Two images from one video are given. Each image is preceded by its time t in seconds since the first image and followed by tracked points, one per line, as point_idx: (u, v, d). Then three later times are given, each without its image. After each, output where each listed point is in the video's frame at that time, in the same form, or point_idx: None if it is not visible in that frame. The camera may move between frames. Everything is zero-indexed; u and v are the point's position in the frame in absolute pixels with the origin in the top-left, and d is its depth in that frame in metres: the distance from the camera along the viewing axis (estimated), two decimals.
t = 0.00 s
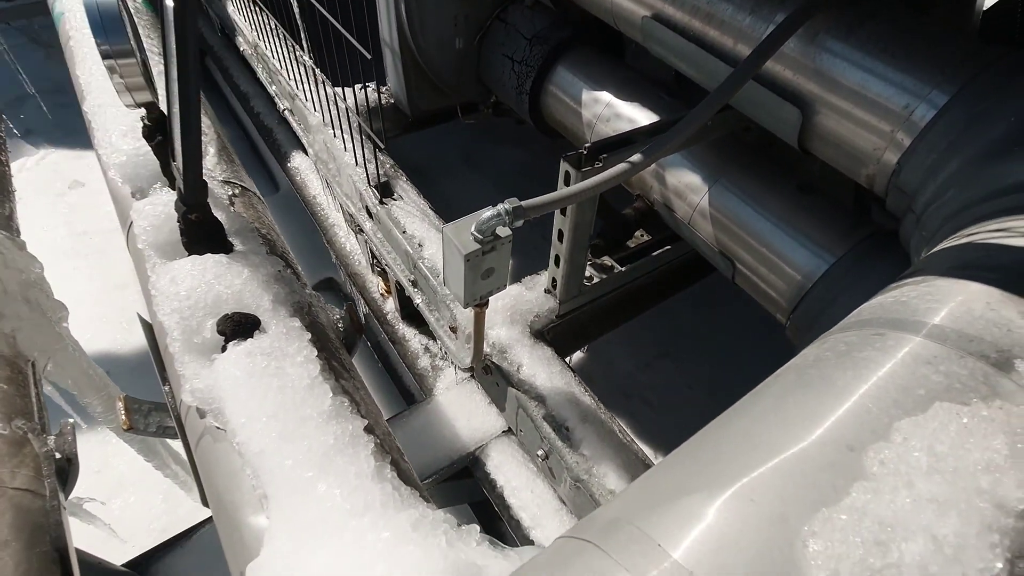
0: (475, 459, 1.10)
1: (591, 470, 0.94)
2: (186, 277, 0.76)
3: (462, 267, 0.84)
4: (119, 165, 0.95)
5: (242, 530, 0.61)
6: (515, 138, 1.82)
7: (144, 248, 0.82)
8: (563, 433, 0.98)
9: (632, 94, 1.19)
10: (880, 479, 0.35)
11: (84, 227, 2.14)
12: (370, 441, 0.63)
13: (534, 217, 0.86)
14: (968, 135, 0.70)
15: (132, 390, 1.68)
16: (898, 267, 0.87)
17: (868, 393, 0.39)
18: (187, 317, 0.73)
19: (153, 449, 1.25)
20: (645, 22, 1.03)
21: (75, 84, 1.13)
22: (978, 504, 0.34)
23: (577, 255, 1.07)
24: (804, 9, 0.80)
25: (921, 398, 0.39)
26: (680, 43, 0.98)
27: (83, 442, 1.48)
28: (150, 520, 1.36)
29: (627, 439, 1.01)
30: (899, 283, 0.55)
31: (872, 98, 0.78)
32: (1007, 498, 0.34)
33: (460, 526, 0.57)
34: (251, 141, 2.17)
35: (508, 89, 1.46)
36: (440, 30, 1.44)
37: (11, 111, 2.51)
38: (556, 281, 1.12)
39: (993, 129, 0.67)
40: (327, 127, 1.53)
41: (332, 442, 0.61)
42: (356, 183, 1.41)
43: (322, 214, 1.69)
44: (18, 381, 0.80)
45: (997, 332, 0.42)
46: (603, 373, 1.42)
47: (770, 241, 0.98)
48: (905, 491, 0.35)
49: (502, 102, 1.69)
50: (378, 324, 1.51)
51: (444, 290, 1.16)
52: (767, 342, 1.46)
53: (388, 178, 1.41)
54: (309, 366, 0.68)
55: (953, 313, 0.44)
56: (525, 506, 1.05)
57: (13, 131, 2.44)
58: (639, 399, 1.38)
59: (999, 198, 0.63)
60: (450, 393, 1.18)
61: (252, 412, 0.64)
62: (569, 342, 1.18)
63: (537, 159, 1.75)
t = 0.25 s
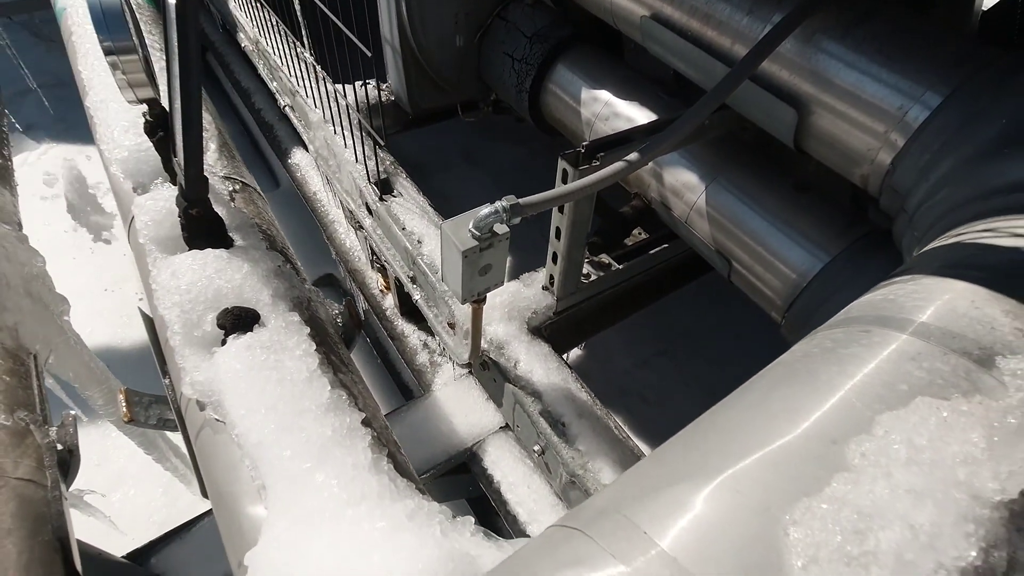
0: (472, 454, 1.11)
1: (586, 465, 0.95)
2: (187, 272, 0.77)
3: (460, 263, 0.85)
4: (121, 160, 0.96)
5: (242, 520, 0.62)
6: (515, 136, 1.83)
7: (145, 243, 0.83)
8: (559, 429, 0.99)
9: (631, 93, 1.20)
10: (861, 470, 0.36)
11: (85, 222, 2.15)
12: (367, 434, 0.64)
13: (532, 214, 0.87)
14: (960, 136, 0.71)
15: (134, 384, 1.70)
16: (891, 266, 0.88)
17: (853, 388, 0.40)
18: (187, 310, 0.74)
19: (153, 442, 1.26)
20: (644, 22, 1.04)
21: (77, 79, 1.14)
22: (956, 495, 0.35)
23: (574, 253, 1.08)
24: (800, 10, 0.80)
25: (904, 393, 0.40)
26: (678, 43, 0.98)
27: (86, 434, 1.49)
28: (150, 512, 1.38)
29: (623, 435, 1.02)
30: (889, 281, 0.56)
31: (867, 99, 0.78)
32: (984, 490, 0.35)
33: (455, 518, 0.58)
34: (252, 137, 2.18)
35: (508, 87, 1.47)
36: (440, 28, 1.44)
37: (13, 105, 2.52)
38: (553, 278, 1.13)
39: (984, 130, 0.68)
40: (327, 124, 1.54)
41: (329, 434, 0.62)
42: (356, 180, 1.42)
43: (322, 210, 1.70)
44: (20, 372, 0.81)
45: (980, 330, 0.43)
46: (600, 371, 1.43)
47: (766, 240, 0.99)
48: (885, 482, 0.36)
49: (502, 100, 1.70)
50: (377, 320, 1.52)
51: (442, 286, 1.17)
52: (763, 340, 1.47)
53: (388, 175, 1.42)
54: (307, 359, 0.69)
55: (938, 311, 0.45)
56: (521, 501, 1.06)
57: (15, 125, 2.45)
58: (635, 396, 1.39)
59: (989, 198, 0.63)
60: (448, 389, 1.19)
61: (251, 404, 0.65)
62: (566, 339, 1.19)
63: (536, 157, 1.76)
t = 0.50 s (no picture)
0: (474, 442, 1.12)
1: (589, 454, 0.95)
2: (193, 256, 0.77)
3: (465, 251, 0.85)
4: (126, 145, 0.96)
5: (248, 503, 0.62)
6: (520, 125, 1.82)
7: (151, 227, 0.83)
8: (561, 418, 1.00)
9: (637, 83, 1.19)
10: (868, 458, 0.36)
11: (89, 208, 2.15)
12: (373, 419, 0.64)
13: (538, 202, 0.87)
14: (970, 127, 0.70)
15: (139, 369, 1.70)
16: (897, 258, 0.87)
17: (860, 376, 0.40)
18: (194, 295, 0.74)
19: (158, 426, 1.27)
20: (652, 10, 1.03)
21: (82, 63, 1.14)
22: (962, 482, 0.35)
23: (579, 242, 1.07)
24: None
25: (911, 382, 0.40)
26: (686, 32, 0.98)
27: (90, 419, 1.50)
28: (155, 496, 1.39)
29: (626, 425, 1.02)
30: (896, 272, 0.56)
31: (875, 90, 0.78)
32: (990, 478, 0.36)
33: (460, 503, 0.58)
34: (255, 123, 2.17)
35: (513, 76, 1.46)
36: (446, 15, 1.43)
37: (16, 90, 2.51)
38: (558, 268, 1.13)
39: (994, 121, 0.67)
40: (332, 111, 1.53)
41: (335, 418, 0.63)
42: (360, 167, 1.41)
43: (326, 198, 1.69)
44: (27, 355, 0.81)
45: (987, 320, 0.43)
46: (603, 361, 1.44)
47: (771, 231, 0.99)
48: (892, 469, 0.36)
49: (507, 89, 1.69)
50: (380, 308, 1.52)
51: (446, 275, 1.17)
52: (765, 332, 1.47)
53: (393, 163, 1.41)
54: (313, 345, 0.70)
55: (946, 302, 0.45)
56: (523, 490, 1.06)
57: (19, 110, 2.44)
58: (637, 387, 1.39)
59: (999, 190, 0.63)
60: (451, 376, 1.19)
61: (258, 389, 0.65)
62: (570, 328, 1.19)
63: (540, 147, 1.75)
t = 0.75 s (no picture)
0: (482, 429, 1.11)
1: (598, 442, 0.95)
2: (201, 238, 0.76)
3: (477, 236, 0.83)
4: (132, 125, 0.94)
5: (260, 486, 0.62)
6: (529, 110, 1.79)
7: (159, 209, 0.82)
8: (571, 405, 0.99)
9: (651, 66, 1.17)
10: (901, 449, 0.35)
11: (96, 191, 2.15)
12: (383, 405, 0.64)
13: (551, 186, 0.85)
14: (999, 111, 0.68)
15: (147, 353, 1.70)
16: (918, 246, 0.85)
17: (891, 365, 0.39)
18: (202, 277, 0.73)
19: (166, 410, 1.27)
20: None
21: (88, 42, 1.12)
22: (1000, 475, 0.34)
23: (590, 228, 1.06)
24: None
25: (944, 371, 0.38)
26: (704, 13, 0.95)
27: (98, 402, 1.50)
28: (165, 479, 1.39)
29: (635, 414, 1.01)
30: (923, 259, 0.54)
31: (901, 72, 0.75)
32: None
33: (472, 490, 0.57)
34: (262, 107, 2.15)
35: (524, 59, 1.44)
36: None
37: (22, 72, 2.50)
38: (568, 254, 1.11)
39: None
40: (340, 94, 1.51)
41: (346, 403, 0.62)
42: (368, 152, 1.39)
43: (333, 182, 1.68)
44: (36, 336, 0.80)
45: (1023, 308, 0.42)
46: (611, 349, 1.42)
47: (787, 218, 0.97)
48: (926, 460, 0.35)
49: (517, 72, 1.66)
50: (388, 294, 1.51)
51: (456, 260, 1.15)
52: (777, 322, 1.45)
53: (401, 147, 1.39)
54: (322, 329, 0.69)
55: (979, 289, 0.43)
56: (531, 477, 1.06)
57: (25, 93, 2.43)
58: (646, 375, 1.38)
59: None
60: (459, 363, 1.18)
61: (268, 372, 0.64)
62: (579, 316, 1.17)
63: (550, 132, 1.73)
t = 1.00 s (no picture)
0: (487, 416, 1.12)
1: (602, 426, 0.95)
2: (208, 222, 0.77)
3: (481, 220, 0.84)
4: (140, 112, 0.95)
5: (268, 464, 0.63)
6: (534, 99, 1.79)
7: (167, 194, 0.83)
8: (575, 390, 1.00)
9: (656, 52, 1.16)
10: (897, 418, 0.35)
11: (105, 181, 2.17)
12: (387, 385, 0.64)
13: (554, 171, 0.86)
14: (1006, 93, 0.67)
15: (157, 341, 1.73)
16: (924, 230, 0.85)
17: (889, 338, 0.39)
18: (209, 260, 0.74)
19: (176, 395, 1.29)
20: None
21: (96, 31, 1.13)
22: (995, 444, 0.34)
23: (595, 215, 1.06)
24: None
25: (943, 344, 0.38)
26: None
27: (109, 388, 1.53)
28: (175, 464, 1.42)
29: (639, 399, 1.01)
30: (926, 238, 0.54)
31: (907, 55, 0.75)
32: None
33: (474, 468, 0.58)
34: (268, 97, 2.16)
35: (529, 47, 1.43)
36: None
37: (31, 64, 2.52)
38: (573, 241, 1.11)
39: None
40: (345, 83, 1.51)
41: (350, 383, 0.63)
42: (374, 140, 1.40)
43: (339, 172, 1.69)
44: (48, 320, 0.82)
45: None
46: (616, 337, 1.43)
47: (792, 204, 0.96)
48: (922, 429, 0.35)
49: (523, 61, 1.66)
50: (394, 282, 1.52)
51: (461, 247, 1.16)
52: (783, 311, 1.45)
53: (407, 135, 1.40)
54: (328, 311, 0.70)
55: (980, 266, 0.43)
56: (535, 463, 1.07)
57: (34, 84, 2.45)
58: (651, 364, 1.38)
59: None
60: (465, 350, 1.19)
61: (272, 353, 0.65)
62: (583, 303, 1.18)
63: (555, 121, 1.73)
